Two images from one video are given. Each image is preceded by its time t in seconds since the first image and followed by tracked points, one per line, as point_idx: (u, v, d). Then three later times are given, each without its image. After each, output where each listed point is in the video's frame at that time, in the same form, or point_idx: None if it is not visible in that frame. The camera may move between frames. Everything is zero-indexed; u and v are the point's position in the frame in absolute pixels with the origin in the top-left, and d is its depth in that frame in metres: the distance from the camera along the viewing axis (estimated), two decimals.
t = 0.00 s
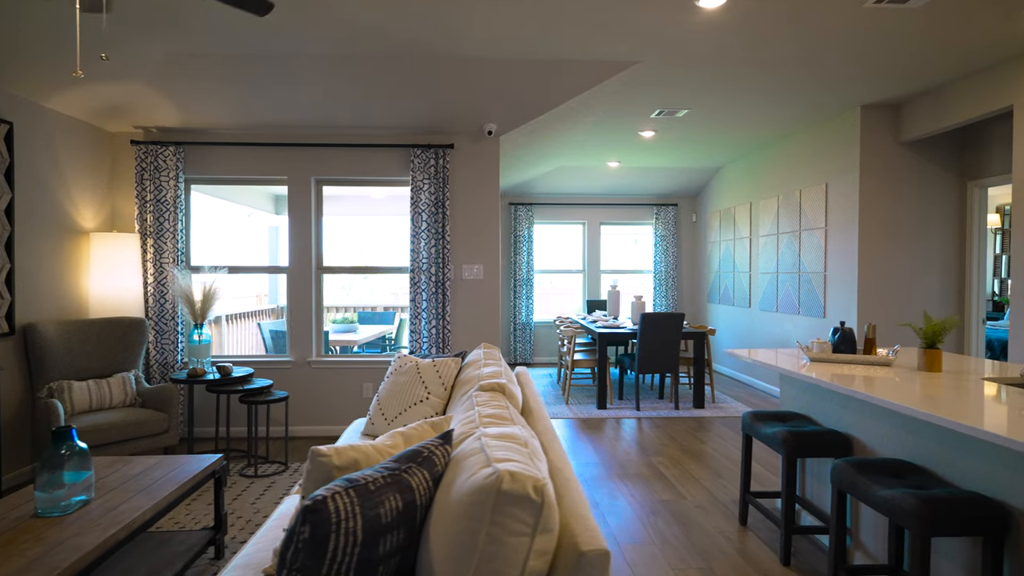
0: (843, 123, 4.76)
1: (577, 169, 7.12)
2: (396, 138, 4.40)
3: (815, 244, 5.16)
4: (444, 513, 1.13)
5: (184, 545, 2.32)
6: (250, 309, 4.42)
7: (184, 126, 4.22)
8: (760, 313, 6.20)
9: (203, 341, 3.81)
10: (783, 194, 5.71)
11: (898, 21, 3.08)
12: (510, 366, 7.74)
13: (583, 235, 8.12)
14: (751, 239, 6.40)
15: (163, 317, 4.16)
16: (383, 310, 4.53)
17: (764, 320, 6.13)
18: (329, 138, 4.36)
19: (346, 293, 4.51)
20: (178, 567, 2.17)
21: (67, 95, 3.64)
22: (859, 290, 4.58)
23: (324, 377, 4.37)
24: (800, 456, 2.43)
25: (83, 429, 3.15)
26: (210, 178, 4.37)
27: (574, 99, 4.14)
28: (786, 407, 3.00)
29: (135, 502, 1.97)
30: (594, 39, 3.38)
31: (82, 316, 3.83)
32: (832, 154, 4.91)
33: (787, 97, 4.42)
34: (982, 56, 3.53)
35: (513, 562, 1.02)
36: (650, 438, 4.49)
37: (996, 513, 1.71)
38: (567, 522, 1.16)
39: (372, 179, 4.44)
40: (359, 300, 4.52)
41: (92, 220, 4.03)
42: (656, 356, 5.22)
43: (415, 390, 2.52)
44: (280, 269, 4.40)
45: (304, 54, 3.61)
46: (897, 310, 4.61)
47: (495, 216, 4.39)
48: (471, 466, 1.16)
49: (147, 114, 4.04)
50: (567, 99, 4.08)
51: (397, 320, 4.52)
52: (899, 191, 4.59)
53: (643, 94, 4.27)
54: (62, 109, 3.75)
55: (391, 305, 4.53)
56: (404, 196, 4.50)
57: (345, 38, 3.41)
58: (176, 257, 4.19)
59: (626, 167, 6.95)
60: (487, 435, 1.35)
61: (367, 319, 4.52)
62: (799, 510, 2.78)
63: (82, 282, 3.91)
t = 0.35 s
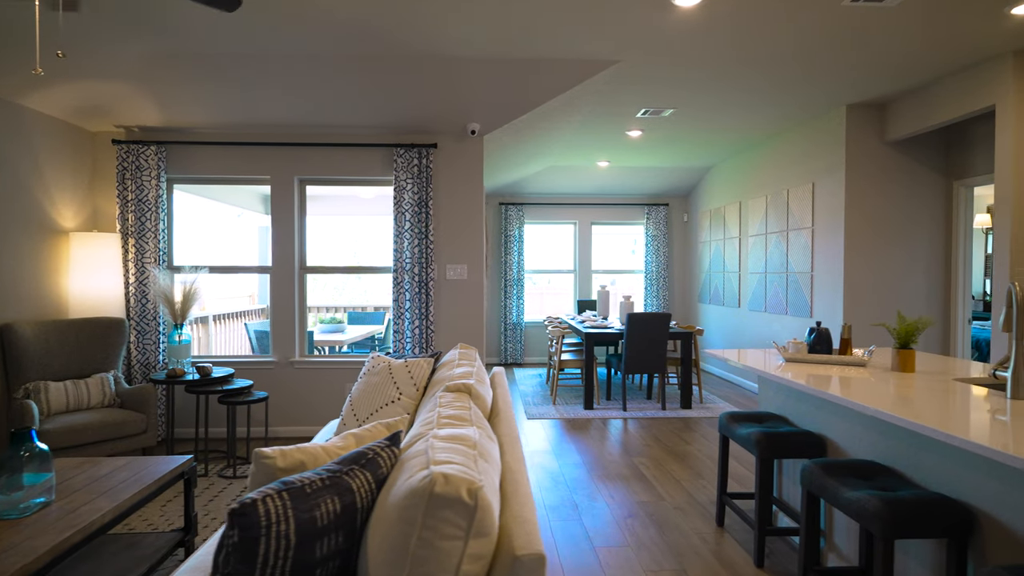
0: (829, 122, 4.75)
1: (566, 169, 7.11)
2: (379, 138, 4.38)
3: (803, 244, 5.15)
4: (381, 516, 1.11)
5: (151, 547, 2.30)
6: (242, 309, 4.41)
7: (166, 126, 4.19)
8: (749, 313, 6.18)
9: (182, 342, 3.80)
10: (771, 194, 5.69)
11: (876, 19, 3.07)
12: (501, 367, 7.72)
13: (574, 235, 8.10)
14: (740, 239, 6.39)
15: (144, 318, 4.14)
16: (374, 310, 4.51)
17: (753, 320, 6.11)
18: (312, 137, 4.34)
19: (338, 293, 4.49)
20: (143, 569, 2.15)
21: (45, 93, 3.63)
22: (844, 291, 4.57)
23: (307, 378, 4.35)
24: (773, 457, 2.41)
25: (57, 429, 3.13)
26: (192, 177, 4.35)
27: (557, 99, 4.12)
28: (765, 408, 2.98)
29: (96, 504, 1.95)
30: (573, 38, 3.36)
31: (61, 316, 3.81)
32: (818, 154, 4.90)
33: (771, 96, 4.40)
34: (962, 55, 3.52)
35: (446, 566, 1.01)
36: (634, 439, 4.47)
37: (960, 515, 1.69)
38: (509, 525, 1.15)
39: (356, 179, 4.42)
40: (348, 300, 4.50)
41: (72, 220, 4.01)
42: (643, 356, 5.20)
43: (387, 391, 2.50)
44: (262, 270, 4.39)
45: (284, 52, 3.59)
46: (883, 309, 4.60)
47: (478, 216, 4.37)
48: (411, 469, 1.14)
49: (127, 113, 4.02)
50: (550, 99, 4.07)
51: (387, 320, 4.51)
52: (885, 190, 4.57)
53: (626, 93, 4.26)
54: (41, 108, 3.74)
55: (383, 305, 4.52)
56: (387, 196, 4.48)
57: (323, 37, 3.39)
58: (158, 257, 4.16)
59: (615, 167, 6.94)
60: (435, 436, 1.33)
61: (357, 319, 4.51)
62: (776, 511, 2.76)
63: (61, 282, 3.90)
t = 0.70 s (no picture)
0: (816, 121, 4.74)
1: (557, 169, 7.10)
2: (364, 137, 4.36)
3: (791, 244, 5.13)
4: (323, 517, 1.10)
5: (122, 548, 2.28)
6: (234, 308, 4.39)
7: (149, 125, 4.18)
8: (739, 313, 6.17)
9: (164, 342, 3.78)
10: (760, 193, 5.68)
11: (856, 17, 3.06)
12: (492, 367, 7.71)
13: (566, 235, 8.09)
14: (731, 239, 6.38)
15: (128, 318, 4.11)
16: (366, 310, 4.50)
17: (743, 319, 6.10)
18: (297, 136, 4.32)
19: (333, 293, 4.48)
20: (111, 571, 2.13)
21: (26, 91, 3.62)
22: (831, 290, 4.55)
23: (292, 378, 4.33)
24: (748, 458, 2.40)
25: (34, 430, 3.10)
26: (176, 177, 4.33)
27: (542, 97, 4.11)
28: (745, 408, 2.97)
29: (60, 505, 1.93)
30: (554, 36, 3.35)
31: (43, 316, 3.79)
32: (806, 153, 4.88)
33: (756, 95, 4.39)
34: (946, 54, 3.51)
35: (383, 567, 0.99)
36: (620, 439, 4.45)
37: (926, 515, 1.68)
38: (454, 527, 1.13)
39: (341, 178, 4.40)
40: (337, 300, 4.49)
41: (54, 219, 3.99)
42: (631, 356, 5.18)
43: (361, 391, 2.49)
44: (247, 269, 4.37)
45: (265, 50, 3.58)
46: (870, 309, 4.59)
47: (464, 215, 4.36)
48: (354, 470, 1.13)
49: (109, 111, 4.00)
50: (534, 97, 4.05)
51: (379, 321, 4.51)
52: (872, 189, 4.56)
53: (612, 92, 4.24)
54: (22, 106, 3.73)
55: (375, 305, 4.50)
56: (373, 195, 4.46)
57: (303, 34, 3.38)
58: (141, 256, 4.14)
59: (606, 166, 6.93)
60: (387, 437, 1.32)
61: (348, 318, 4.50)
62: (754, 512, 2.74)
63: (42, 281, 3.88)
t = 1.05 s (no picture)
0: (803, 120, 4.72)
1: (547, 169, 7.09)
2: (348, 137, 4.34)
3: (779, 243, 5.11)
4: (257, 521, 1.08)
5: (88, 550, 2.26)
6: (222, 308, 4.37)
7: (131, 124, 4.16)
8: (729, 313, 6.15)
9: (143, 342, 3.76)
10: (749, 193, 5.66)
11: (834, 15, 3.05)
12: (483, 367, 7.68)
13: (557, 235, 8.07)
14: (720, 238, 6.36)
15: (109, 318, 4.09)
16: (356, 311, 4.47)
17: (732, 319, 6.08)
18: (280, 136, 4.30)
19: (326, 293, 4.46)
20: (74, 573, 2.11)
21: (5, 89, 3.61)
22: (818, 290, 4.53)
23: (275, 378, 4.31)
24: (722, 459, 2.37)
25: (8, 431, 3.07)
26: (159, 176, 4.30)
27: (525, 97, 4.09)
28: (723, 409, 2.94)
29: (19, 508, 1.91)
30: (533, 34, 3.33)
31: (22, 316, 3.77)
32: (793, 153, 4.86)
33: (741, 94, 4.38)
34: (929, 53, 3.49)
35: (314, 573, 0.98)
36: (606, 440, 4.43)
37: (891, 518, 1.66)
38: (392, 531, 1.11)
39: (324, 178, 4.37)
40: (323, 299, 4.46)
41: (34, 219, 3.97)
42: (619, 356, 5.16)
43: (332, 392, 2.46)
44: (230, 269, 4.35)
45: (244, 48, 3.57)
46: (857, 309, 4.57)
47: (448, 215, 4.33)
48: (291, 474, 1.11)
49: (89, 109, 3.97)
50: (518, 96, 4.03)
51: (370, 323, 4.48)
52: (858, 188, 4.53)
53: (596, 91, 4.22)
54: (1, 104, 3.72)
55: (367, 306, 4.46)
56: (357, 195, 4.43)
57: (281, 32, 3.37)
58: (122, 256, 4.12)
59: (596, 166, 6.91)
60: (334, 440, 1.30)
61: (337, 319, 4.46)
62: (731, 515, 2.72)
63: (22, 281, 3.86)
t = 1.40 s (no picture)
0: (791, 120, 4.70)
1: (538, 169, 7.07)
2: (333, 136, 4.32)
3: (767, 244, 5.09)
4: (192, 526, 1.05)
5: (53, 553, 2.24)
6: (212, 308, 4.35)
7: (113, 124, 4.14)
8: (719, 313, 6.13)
9: (125, 343, 3.74)
10: (738, 193, 5.65)
11: (814, 15, 3.04)
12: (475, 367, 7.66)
13: (549, 235, 8.06)
14: (711, 238, 6.35)
15: (91, 319, 4.06)
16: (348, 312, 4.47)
17: (722, 320, 6.06)
18: (264, 135, 4.28)
19: (320, 294, 4.46)
20: None
21: None
22: (804, 290, 4.51)
23: (259, 378, 4.29)
24: (697, 462, 2.35)
25: None
26: (142, 176, 4.28)
27: (510, 96, 4.07)
28: (703, 411, 2.92)
29: None
30: (514, 33, 3.32)
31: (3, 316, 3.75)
32: (781, 153, 4.85)
33: (727, 94, 4.36)
34: (913, 52, 3.47)
35: None
36: (592, 441, 4.41)
37: (859, 522, 1.64)
38: (335, 538, 1.09)
39: (309, 177, 4.35)
40: (312, 299, 4.45)
41: (15, 219, 3.95)
42: (607, 357, 5.14)
43: (305, 394, 2.44)
44: (215, 269, 4.32)
45: (225, 47, 3.55)
46: (844, 310, 4.55)
47: (433, 215, 4.31)
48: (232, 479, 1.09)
49: (71, 109, 3.95)
50: (502, 96, 4.01)
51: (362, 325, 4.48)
52: (845, 188, 4.52)
53: (582, 90, 4.20)
54: None
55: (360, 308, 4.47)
56: (342, 195, 4.41)
57: (261, 31, 3.35)
58: (105, 256, 4.09)
59: (587, 166, 6.89)
60: (284, 443, 1.27)
61: (328, 319, 4.46)
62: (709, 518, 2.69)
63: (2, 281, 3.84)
